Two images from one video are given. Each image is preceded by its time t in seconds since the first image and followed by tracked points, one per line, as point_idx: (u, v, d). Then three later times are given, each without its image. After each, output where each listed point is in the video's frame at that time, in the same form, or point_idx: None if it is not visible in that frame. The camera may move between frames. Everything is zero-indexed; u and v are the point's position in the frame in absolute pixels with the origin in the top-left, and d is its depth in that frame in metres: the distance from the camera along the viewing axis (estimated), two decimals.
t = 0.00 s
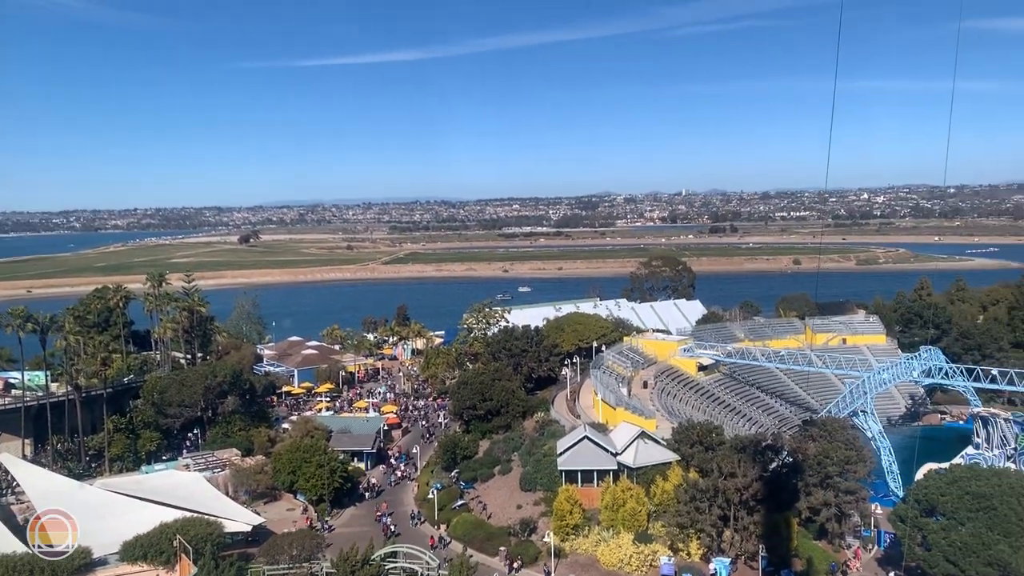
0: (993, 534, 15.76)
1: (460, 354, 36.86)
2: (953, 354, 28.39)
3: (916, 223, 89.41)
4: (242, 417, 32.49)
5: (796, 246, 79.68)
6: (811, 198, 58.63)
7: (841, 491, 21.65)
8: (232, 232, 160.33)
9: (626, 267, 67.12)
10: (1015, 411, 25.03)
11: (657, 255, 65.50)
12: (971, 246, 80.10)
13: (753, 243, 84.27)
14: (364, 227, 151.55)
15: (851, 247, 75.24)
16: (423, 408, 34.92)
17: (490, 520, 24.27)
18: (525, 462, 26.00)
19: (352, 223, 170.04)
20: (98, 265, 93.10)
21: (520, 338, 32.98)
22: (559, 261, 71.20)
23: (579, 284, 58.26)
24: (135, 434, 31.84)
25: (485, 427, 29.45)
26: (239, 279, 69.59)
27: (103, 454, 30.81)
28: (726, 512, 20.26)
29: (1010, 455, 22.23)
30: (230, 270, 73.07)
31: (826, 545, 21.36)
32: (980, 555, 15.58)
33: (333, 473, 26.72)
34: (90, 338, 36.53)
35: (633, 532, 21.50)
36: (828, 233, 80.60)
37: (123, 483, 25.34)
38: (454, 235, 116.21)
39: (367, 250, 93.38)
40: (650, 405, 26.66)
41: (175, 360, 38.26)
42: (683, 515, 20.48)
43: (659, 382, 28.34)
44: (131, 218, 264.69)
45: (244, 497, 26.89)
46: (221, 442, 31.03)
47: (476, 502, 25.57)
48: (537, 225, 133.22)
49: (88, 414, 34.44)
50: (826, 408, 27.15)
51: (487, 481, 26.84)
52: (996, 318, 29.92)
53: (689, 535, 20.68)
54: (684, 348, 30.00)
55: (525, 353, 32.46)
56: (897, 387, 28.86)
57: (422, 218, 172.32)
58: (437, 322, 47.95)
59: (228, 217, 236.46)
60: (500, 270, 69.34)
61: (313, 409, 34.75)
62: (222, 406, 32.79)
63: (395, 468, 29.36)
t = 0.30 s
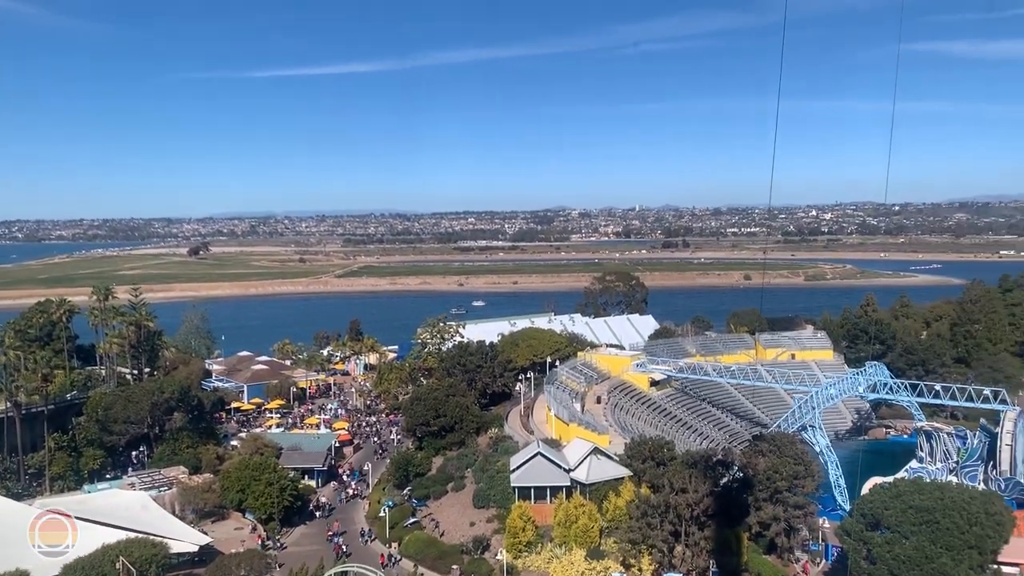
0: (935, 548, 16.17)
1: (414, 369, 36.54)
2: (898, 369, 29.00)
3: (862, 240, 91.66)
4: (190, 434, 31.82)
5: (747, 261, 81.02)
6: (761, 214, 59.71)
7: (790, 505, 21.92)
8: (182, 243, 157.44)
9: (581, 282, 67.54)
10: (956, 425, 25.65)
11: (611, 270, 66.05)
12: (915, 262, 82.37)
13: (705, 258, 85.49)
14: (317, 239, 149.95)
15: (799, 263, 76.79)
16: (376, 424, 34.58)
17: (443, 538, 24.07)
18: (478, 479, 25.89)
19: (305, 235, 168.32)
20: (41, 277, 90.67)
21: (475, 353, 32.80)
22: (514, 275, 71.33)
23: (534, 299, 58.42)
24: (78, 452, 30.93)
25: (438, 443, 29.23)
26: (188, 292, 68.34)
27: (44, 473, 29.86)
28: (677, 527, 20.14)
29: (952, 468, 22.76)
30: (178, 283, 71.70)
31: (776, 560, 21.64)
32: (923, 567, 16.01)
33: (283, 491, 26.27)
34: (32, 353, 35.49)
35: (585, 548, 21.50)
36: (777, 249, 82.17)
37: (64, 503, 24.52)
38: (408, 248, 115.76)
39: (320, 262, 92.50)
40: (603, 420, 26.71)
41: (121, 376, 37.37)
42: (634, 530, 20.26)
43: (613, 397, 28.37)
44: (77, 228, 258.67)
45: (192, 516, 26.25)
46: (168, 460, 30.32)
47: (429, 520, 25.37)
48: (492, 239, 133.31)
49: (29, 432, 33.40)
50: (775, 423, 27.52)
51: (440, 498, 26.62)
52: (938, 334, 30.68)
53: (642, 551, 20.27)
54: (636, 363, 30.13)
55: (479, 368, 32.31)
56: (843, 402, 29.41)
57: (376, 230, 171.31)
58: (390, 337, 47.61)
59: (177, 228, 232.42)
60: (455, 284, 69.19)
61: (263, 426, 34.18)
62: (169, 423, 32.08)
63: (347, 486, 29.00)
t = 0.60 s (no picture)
0: (892, 555, 16.40)
1: (377, 380, 36.21)
2: (856, 378, 29.41)
3: (821, 249, 93.15)
4: (148, 446, 31.24)
5: (709, 269, 81.85)
6: (723, 224, 60.36)
7: (750, 514, 22.03)
8: (140, 251, 154.93)
9: (545, 291, 67.69)
10: (911, 433, 26.14)
11: (575, 279, 66.30)
12: (872, 272, 83.90)
13: (667, 267, 86.16)
14: (279, 247, 148.55)
15: (760, 272, 77.78)
16: (338, 435, 34.27)
17: (405, 550, 23.87)
18: (441, 491, 25.75)
19: (268, 243, 166.58)
20: None
21: (438, 363, 32.58)
22: (479, 284, 71.28)
23: (498, 307, 58.38)
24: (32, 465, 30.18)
25: (401, 454, 29.04)
26: (147, 301, 67.24)
27: None
28: (639, 537, 19.60)
29: (907, 475, 23.19)
30: (137, 291, 70.51)
31: (737, 569, 21.67)
32: None
33: (243, 505, 25.87)
34: None
35: (549, 560, 21.36)
36: (739, 258, 83.18)
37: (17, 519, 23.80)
38: (372, 256, 115.22)
39: (282, 271, 91.67)
40: (566, 431, 26.63)
41: (77, 388, 36.59)
42: (597, 540, 19.65)
43: (576, 407, 28.32)
44: (33, 235, 253.43)
45: (149, 531, 25.71)
46: (125, 473, 29.70)
47: (391, 532, 25.17)
48: (456, 247, 133.19)
49: None
50: (737, 432, 27.72)
51: (402, 510, 26.47)
52: (894, 343, 31.22)
53: (604, 561, 19.72)
54: (600, 373, 30.15)
55: (443, 379, 32.09)
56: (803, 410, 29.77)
57: (339, 238, 170.12)
58: (353, 347, 47.25)
59: (136, 236, 228.79)
60: (420, 293, 68.94)
61: (223, 438, 33.69)
62: (126, 436, 31.48)
63: (308, 498, 28.66)
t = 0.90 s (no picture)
0: (850, 560, 16.63)
1: (341, 388, 35.86)
2: (817, 384, 29.79)
3: (783, 255, 94.37)
4: (107, 455, 30.60)
5: (674, 275, 82.48)
6: (687, 230, 60.86)
7: (713, 520, 21.82)
8: (100, 255, 152.29)
9: (511, 296, 67.75)
10: (870, 439, 26.52)
11: (541, 284, 66.42)
12: (833, 277, 85.20)
13: (633, 273, 86.70)
14: (242, 252, 146.85)
15: (724, 278, 78.56)
16: (302, 443, 33.95)
17: (369, 559, 23.69)
18: (406, 499, 25.59)
19: (231, 248, 164.60)
20: None
21: (404, 370, 32.32)
22: (445, 289, 71.11)
23: (464, 313, 58.25)
24: None
25: (365, 463, 28.80)
26: (107, 307, 66.10)
27: None
28: (603, 544, 19.39)
29: (866, 479, 23.51)
30: (97, 296, 69.31)
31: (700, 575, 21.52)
32: None
33: (204, 515, 25.39)
34: None
35: (513, 567, 21.08)
36: (703, 264, 84.00)
37: None
38: (338, 261, 114.40)
39: (246, 276, 90.68)
40: (532, 437, 26.42)
41: (34, 396, 35.79)
42: (561, 548, 19.48)
43: (541, 413, 28.16)
44: None
45: (107, 542, 25.18)
46: (82, 483, 28.92)
47: (355, 542, 24.98)
48: (423, 252, 132.84)
49: None
50: (700, 438, 27.87)
51: (367, 519, 26.26)
52: (854, 349, 31.69)
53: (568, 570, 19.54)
54: (565, 379, 30.06)
55: (408, 386, 31.81)
56: (765, 415, 30.10)
57: (304, 243, 168.71)
58: (318, 353, 46.84)
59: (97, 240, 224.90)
60: (385, 298, 68.59)
61: (184, 446, 33.19)
62: (84, 445, 30.89)
63: (271, 507, 28.34)
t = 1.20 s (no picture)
0: (806, 561, 16.83)
1: (301, 392, 35.48)
2: (775, 387, 30.15)
3: (743, 257, 95.61)
4: (59, 463, 29.82)
5: (636, 277, 83.06)
6: (648, 233, 61.33)
7: (673, 523, 21.71)
8: (54, 257, 148.99)
9: (473, 299, 67.66)
10: (827, 440, 26.92)
11: (503, 288, 66.45)
12: (791, 280, 86.55)
13: (595, 275, 87.14)
14: (201, 254, 144.71)
15: (684, 281, 79.36)
16: (261, 449, 33.52)
17: (329, 566, 23.37)
18: (366, 505, 25.32)
19: (189, 249, 161.98)
20: None
21: (365, 375, 32.01)
22: (407, 292, 70.83)
23: (426, 316, 58.01)
24: None
25: (325, 468, 28.48)
26: (60, 310, 64.64)
27: None
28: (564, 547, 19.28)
29: (823, 481, 23.87)
30: (50, 299, 67.78)
31: None
32: None
33: (160, 523, 24.83)
34: None
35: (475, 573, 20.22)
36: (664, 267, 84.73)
37: None
38: (299, 263, 113.23)
39: (205, 277, 89.43)
40: (494, 441, 26.07)
41: None
42: (523, 552, 18.96)
43: (504, 417, 27.88)
44: None
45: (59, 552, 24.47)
46: (33, 491, 28.02)
47: (315, 548, 24.65)
48: (386, 254, 132.18)
49: None
50: (661, 440, 27.99)
51: (327, 526, 25.94)
52: (811, 352, 32.13)
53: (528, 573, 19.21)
54: (527, 383, 29.88)
55: (369, 391, 31.49)
56: (724, 418, 30.41)
57: (265, 245, 166.77)
58: (278, 357, 46.27)
59: (50, 240, 220.08)
60: (346, 301, 68.07)
61: (140, 452, 32.54)
62: (36, 452, 30.15)
63: (229, 514, 27.88)
